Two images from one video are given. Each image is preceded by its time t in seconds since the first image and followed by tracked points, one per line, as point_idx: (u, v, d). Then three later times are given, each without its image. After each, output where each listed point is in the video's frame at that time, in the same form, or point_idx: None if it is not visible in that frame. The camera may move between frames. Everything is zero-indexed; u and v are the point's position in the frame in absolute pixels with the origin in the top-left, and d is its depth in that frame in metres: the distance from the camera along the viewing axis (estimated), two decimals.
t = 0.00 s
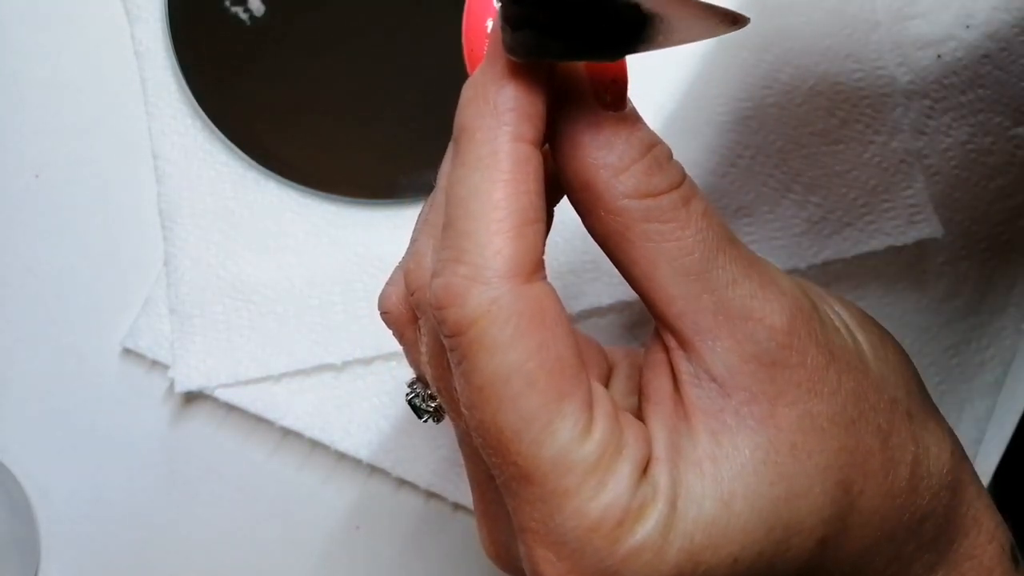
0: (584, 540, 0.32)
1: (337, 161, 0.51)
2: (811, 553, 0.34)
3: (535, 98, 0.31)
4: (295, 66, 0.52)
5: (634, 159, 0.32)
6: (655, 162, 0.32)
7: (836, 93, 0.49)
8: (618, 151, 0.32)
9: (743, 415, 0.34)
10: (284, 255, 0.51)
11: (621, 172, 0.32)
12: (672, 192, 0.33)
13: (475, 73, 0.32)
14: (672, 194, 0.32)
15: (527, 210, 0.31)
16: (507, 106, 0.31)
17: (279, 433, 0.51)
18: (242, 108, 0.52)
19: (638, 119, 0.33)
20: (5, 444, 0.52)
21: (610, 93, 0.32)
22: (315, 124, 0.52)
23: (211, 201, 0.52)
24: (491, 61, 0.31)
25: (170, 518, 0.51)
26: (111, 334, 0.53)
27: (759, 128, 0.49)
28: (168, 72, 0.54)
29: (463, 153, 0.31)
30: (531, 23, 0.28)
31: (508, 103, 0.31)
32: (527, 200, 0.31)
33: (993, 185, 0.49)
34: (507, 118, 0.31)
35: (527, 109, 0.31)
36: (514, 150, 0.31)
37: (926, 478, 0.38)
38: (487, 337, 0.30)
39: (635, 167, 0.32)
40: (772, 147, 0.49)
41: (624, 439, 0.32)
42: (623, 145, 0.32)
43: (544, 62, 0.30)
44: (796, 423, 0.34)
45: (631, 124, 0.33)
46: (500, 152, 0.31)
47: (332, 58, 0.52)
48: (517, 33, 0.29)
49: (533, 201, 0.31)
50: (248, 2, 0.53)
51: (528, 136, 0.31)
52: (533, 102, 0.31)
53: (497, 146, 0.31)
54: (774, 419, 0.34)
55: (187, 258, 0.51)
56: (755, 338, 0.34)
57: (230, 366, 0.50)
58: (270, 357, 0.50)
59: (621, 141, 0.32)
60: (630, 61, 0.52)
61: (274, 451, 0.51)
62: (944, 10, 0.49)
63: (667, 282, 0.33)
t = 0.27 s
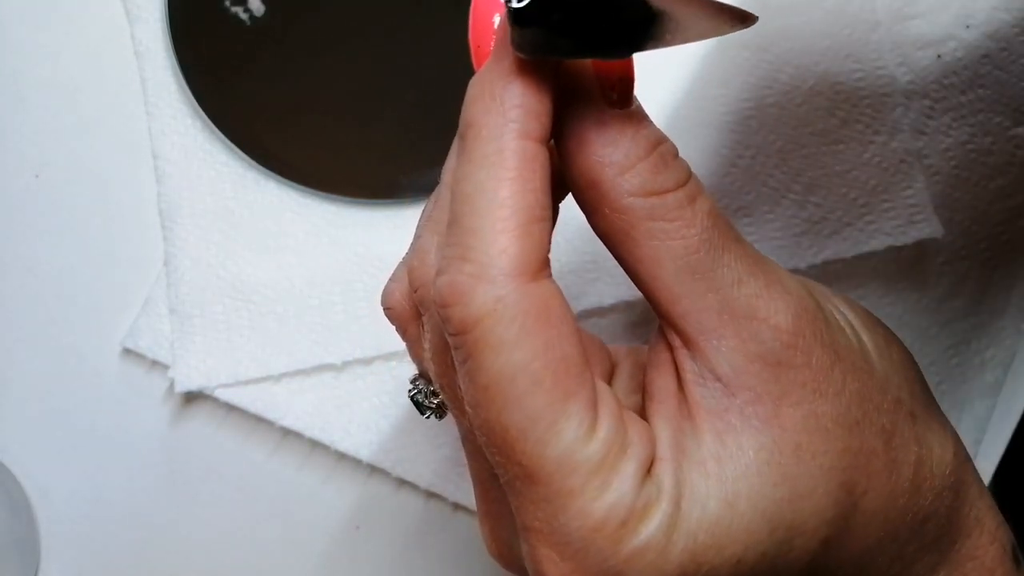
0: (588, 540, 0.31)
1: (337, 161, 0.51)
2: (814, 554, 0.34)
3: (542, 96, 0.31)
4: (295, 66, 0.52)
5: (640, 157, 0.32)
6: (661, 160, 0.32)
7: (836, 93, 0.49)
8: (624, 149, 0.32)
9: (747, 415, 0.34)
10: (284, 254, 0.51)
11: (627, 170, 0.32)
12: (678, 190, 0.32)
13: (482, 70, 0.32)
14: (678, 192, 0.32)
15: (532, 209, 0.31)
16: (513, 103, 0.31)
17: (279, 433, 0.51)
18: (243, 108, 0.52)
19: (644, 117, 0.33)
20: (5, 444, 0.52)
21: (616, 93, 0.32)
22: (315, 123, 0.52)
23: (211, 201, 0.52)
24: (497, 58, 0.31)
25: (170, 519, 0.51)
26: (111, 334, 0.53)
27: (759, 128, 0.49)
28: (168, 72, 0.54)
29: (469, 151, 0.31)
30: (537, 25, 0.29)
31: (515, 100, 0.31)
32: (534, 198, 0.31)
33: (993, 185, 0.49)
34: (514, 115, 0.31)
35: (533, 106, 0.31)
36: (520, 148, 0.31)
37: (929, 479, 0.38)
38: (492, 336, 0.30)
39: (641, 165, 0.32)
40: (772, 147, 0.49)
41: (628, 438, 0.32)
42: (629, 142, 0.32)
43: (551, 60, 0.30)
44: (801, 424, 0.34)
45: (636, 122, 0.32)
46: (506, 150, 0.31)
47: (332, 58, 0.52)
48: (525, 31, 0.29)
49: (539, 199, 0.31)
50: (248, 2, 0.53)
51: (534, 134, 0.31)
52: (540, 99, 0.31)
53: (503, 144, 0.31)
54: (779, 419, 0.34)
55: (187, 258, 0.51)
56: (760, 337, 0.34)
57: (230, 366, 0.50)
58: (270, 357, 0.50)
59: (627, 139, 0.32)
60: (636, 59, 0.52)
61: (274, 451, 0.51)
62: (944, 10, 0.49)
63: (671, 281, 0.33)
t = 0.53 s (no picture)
0: (577, 548, 0.31)
1: (337, 161, 0.51)
2: (807, 561, 0.34)
3: (539, 103, 0.31)
4: (295, 66, 0.52)
5: (638, 164, 0.32)
6: (660, 166, 0.32)
7: (836, 93, 0.49)
8: (622, 155, 0.32)
9: (741, 423, 0.33)
10: (284, 255, 0.51)
11: (625, 176, 0.32)
12: (675, 196, 0.32)
13: (478, 75, 0.32)
14: (675, 198, 0.32)
15: (526, 217, 0.31)
16: (508, 110, 0.31)
17: (279, 433, 0.51)
18: (243, 108, 0.52)
19: (643, 123, 0.33)
20: (5, 444, 0.52)
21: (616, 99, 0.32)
22: (316, 123, 0.52)
23: (211, 201, 0.52)
24: (493, 64, 0.31)
25: (170, 518, 0.51)
26: (111, 334, 0.53)
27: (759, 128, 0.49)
28: (168, 73, 0.54)
29: (464, 157, 0.31)
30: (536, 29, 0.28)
31: (510, 107, 0.31)
32: (527, 206, 0.31)
33: (993, 185, 0.49)
34: (509, 123, 0.31)
35: (529, 114, 0.31)
36: (515, 156, 0.31)
37: (925, 486, 0.38)
38: (484, 344, 0.30)
39: (638, 171, 0.32)
40: (772, 146, 0.49)
41: (621, 446, 0.32)
42: (627, 149, 0.32)
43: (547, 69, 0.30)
44: (796, 432, 0.34)
45: (634, 128, 0.32)
46: (501, 157, 0.31)
47: (331, 58, 0.52)
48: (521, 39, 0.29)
49: (533, 207, 0.31)
50: (248, 2, 0.53)
51: (529, 141, 0.31)
52: (537, 107, 0.31)
53: (498, 151, 0.31)
54: (773, 428, 0.34)
55: (187, 258, 0.51)
56: (757, 345, 0.33)
57: (230, 366, 0.50)
58: (270, 357, 0.50)
59: (625, 145, 0.32)
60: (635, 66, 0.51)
61: (274, 452, 0.51)
62: (944, 10, 0.49)
63: (668, 287, 0.33)
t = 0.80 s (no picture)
0: (574, 549, 0.31)
1: (337, 161, 0.51)
2: (804, 565, 0.34)
3: (541, 104, 0.31)
4: (295, 66, 0.52)
5: (641, 165, 0.32)
6: (663, 168, 0.32)
7: (836, 94, 0.49)
8: (625, 156, 0.32)
9: (740, 426, 0.33)
10: (284, 255, 0.51)
11: (628, 177, 0.32)
12: (679, 198, 0.32)
13: (481, 74, 0.32)
14: (678, 200, 0.32)
15: (526, 219, 0.31)
16: (510, 111, 0.31)
17: (279, 433, 0.51)
18: (243, 108, 0.52)
19: (647, 124, 0.33)
20: (5, 444, 0.52)
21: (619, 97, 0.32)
22: (316, 123, 0.52)
23: (211, 201, 0.52)
24: (497, 65, 0.31)
25: (170, 518, 0.51)
26: (111, 334, 0.53)
27: (758, 128, 0.49)
28: (168, 72, 0.54)
29: (465, 157, 0.31)
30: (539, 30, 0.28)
31: (511, 108, 0.31)
32: (527, 208, 0.31)
33: (993, 185, 0.49)
34: (510, 124, 0.31)
35: (531, 115, 0.31)
36: (516, 157, 0.31)
37: (924, 491, 0.38)
38: (483, 345, 0.30)
39: (641, 173, 0.32)
40: (772, 146, 0.49)
41: (620, 449, 0.32)
42: (631, 151, 0.32)
43: (549, 71, 0.30)
44: (796, 436, 0.34)
45: (637, 130, 0.32)
46: (501, 158, 0.31)
47: (332, 58, 0.52)
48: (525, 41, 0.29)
49: (534, 209, 0.31)
50: (248, 2, 0.53)
51: (530, 143, 0.31)
52: (538, 107, 0.31)
53: (499, 152, 0.31)
54: (772, 432, 0.33)
55: (187, 258, 0.51)
56: (758, 348, 0.33)
57: (230, 366, 0.50)
58: (270, 357, 0.50)
59: (628, 146, 0.32)
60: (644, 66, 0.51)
61: (274, 452, 0.51)
62: (944, 10, 0.49)
63: (669, 289, 0.33)
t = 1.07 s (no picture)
0: (570, 554, 0.32)
1: (337, 162, 0.51)
2: (803, 571, 0.34)
3: (542, 107, 0.31)
4: (295, 66, 0.52)
5: (644, 168, 0.32)
6: (664, 170, 0.32)
7: (836, 93, 0.49)
8: (626, 159, 0.32)
9: (739, 430, 0.33)
10: (284, 255, 0.51)
11: (630, 180, 0.32)
12: (680, 202, 0.32)
13: (481, 76, 0.32)
14: (680, 203, 0.32)
15: (525, 223, 0.31)
16: (510, 114, 0.31)
17: (279, 433, 0.51)
18: (244, 108, 0.52)
19: (649, 126, 0.33)
20: (5, 444, 0.52)
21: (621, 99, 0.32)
22: (316, 123, 0.52)
23: (211, 201, 0.52)
24: (497, 66, 0.31)
25: (170, 518, 0.51)
26: (112, 334, 0.53)
27: (758, 128, 0.49)
28: (168, 72, 0.54)
29: (464, 160, 0.31)
30: (541, 33, 0.28)
31: (511, 111, 0.31)
32: (527, 212, 0.31)
33: (993, 185, 0.49)
34: (510, 126, 0.31)
35: (531, 118, 0.31)
36: (516, 160, 0.31)
37: (924, 496, 0.38)
38: (480, 350, 0.30)
39: (643, 177, 0.32)
40: (771, 146, 0.49)
41: (619, 453, 0.32)
42: (633, 154, 0.32)
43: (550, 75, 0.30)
44: (795, 440, 0.34)
45: (639, 133, 0.32)
46: (501, 161, 0.31)
47: (331, 58, 0.52)
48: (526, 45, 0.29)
49: (534, 213, 0.31)
50: (248, 2, 0.53)
51: (530, 146, 0.31)
52: (539, 110, 0.31)
53: (498, 155, 0.31)
54: (771, 437, 0.33)
55: (187, 258, 0.51)
56: (758, 352, 0.33)
57: (230, 366, 0.50)
58: (270, 357, 0.50)
59: (630, 149, 0.32)
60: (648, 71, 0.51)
61: (274, 452, 0.51)
62: (944, 10, 0.49)
63: (670, 292, 0.33)
